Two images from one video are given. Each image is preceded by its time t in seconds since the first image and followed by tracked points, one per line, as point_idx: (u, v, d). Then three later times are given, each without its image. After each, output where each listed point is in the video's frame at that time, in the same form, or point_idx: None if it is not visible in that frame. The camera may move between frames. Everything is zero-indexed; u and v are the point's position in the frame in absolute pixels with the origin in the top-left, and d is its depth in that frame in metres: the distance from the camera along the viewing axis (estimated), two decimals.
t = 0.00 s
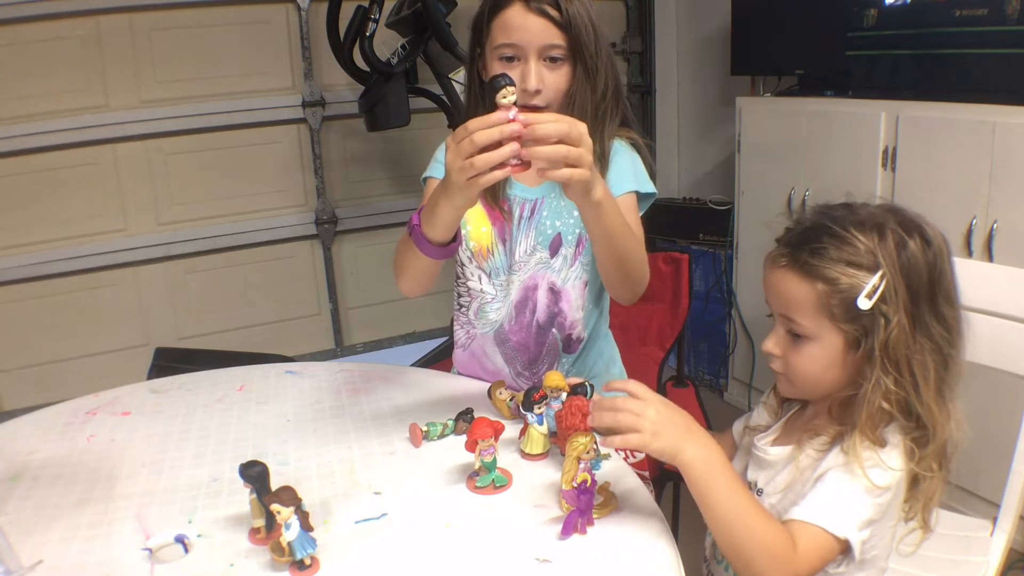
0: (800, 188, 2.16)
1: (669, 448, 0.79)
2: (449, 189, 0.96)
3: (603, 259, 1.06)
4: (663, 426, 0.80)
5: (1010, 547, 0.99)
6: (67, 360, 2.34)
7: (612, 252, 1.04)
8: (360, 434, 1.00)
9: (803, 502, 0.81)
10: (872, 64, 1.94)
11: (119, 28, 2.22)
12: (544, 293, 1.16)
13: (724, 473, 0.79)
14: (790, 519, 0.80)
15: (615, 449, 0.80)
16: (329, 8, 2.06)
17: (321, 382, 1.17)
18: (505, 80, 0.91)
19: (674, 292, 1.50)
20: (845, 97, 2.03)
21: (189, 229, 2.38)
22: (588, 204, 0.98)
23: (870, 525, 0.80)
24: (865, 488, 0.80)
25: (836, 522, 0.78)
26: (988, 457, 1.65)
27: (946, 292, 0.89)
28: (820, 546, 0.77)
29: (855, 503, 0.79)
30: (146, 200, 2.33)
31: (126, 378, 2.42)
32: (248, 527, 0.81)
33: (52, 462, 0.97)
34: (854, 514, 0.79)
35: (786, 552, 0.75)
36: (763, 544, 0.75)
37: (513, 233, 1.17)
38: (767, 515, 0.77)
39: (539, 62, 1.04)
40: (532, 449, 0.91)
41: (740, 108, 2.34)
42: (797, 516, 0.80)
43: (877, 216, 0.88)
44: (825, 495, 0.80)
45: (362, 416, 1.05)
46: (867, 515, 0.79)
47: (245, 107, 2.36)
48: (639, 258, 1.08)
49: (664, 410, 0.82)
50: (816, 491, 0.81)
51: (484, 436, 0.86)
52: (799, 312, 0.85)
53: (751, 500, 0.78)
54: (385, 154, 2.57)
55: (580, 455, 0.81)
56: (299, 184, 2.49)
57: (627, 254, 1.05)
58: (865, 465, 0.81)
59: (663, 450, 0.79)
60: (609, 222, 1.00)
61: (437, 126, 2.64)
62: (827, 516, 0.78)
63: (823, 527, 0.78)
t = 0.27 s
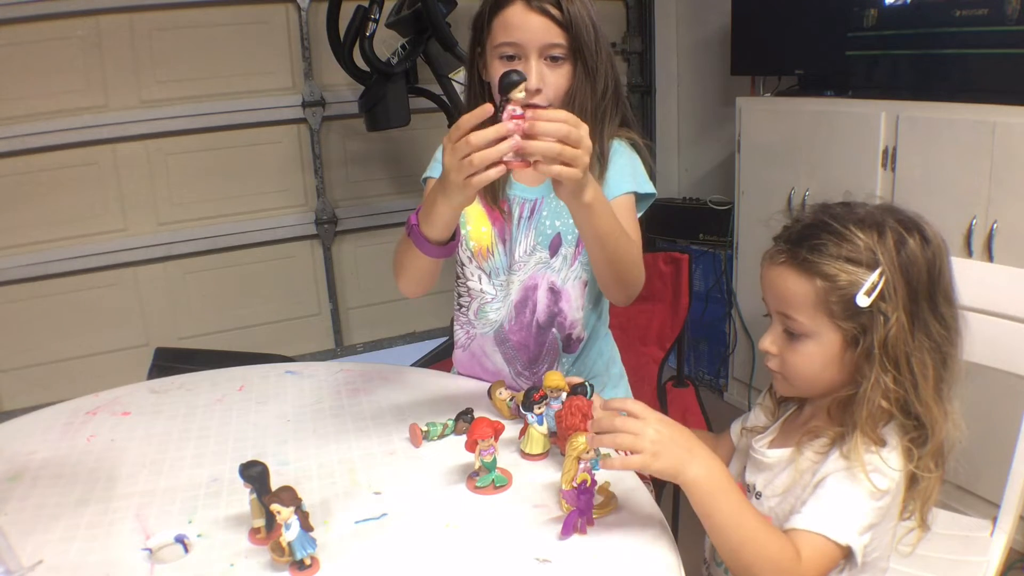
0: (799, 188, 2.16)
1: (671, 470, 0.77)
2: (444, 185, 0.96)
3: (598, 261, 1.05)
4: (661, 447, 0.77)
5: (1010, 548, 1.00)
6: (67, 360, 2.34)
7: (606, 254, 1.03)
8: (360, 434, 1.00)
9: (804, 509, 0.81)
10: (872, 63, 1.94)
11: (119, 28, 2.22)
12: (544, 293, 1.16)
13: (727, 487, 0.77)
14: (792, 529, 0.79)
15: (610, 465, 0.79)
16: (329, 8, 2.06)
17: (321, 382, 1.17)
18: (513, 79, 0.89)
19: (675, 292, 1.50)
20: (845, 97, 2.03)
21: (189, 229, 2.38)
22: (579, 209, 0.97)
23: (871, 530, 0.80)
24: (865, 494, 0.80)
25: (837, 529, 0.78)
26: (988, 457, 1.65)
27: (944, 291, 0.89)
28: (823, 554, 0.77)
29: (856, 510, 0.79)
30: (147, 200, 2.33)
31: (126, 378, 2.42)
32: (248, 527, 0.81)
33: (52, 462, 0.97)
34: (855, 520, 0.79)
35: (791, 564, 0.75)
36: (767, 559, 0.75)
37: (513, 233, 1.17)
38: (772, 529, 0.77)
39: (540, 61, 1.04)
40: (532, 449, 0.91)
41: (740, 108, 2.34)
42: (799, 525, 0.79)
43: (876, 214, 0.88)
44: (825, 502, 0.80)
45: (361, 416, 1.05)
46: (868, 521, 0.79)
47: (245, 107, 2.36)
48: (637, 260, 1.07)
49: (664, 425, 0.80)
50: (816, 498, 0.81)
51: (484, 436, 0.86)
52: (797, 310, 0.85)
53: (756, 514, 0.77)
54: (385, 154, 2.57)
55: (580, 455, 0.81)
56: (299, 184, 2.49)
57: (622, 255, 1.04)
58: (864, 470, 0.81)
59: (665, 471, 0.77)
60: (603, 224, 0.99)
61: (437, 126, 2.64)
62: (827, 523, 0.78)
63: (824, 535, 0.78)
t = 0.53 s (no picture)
0: (799, 188, 2.16)
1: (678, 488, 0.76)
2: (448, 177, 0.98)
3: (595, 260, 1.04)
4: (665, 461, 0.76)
5: (1010, 547, 1.00)
6: (67, 361, 2.34)
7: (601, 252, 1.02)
8: (360, 434, 1.00)
9: (806, 516, 0.81)
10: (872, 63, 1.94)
11: (119, 28, 2.22)
12: (543, 293, 1.15)
13: (731, 498, 0.77)
14: (795, 536, 0.79)
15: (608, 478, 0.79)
16: (329, 8, 2.06)
17: (321, 382, 1.18)
18: (528, 73, 0.89)
19: (675, 292, 1.51)
20: (845, 97, 2.03)
21: (189, 229, 2.38)
22: (576, 206, 0.97)
23: (874, 533, 0.80)
24: (867, 498, 0.80)
25: (840, 535, 0.78)
26: (988, 457, 1.65)
27: (943, 292, 0.89)
28: (827, 560, 0.78)
29: (858, 514, 0.79)
30: (147, 200, 2.33)
31: (126, 377, 2.42)
32: (248, 527, 0.81)
33: (52, 462, 0.97)
34: (858, 525, 0.79)
35: (797, 574, 0.75)
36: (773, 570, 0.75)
37: (513, 234, 1.17)
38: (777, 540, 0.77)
39: (540, 59, 1.04)
40: (532, 448, 0.91)
41: (740, 108, 2.34)
42: (802, 531, 0.79)
43: (875, 214, 0.89)
44: (827, 508, 0.80)
45: (361, 416, 1.05)
46: (870, 525, 0.79)
47: (245, 107, 2.36)
48: (635, 261, 1.07)
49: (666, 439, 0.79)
50: (818, 504, 0.81)
51: (484, 436, 0.86)
52: (794, 309, 0.85)
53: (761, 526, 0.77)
54: (385, 154, 2.57)
55: (580, 455, 0.81)
56: (299, 184, 2.49)
57: (619, 253, 1.03)
58: (865, 473, 0.81)
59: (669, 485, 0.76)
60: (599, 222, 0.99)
61: (437, 126, 2.64)
62: (830, 529, 0.78)
63: (826, 541, 0.78)
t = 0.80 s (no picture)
0: (799, 188, 2.15)
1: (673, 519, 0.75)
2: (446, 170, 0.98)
3: (595, 259, 1.04)
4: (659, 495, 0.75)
5: (1010, 548, 1.00)
6: (67, 361, 2.34)
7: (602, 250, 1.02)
8: (360, 434, 1.00)
9: (808, 523, 0.80)
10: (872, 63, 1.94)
11: (119, 28, 2.22)
12: (544, 293, 1.15)
13: (727, 521, 0.76)
14: (798, 545, 0.78)
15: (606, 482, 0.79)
16: (329, 8, 2.06)
17: (321, 382, 1.18)
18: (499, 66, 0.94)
19: (675, 292, 1.51)
20: (845, 97, 2.03)
21: (190, 229, 2.38)
22: (575, 203, 0.97)
23: (876, 537, 0.80)
24: (869, 502, 0.80)
25: (843, 542, 0.77)
26: (987, 457, 1.66)
27: (947, 293, 0.90)
28: (830, 567, 0.77)
29: (860, 519, 0.79)
30: (146, 200, 2.33)
31: (126, 377, 2.42)
32: (248, 527, 0.81)
33: (52, 462, 0.97)
34: (860, 530, 0.78)
35: None
36: None
37: (513, 233, 1.17)
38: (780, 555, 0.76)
39: (539, 60, 1.05)
40: (532, 449, 0.91)
41: (740, 108, 2.34)
42: (805, 539, 0.78)
43: (882, 214, 0.88)
44: (829, 514, 0.79)
45: (362, 416, 1.05)
46: (872, 529, 0.79)
47: (245, 107, 2.36)
48: (637, 262, 1.06)
49: (658, 472, 0.77)
50: (819, 510, 0.80)
51: (484, 436, 0.85)
52: (801, 308, 0.84)
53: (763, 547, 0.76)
54: (385, 154, 2.57)
55: (580, 455, 0.82)
56: (299, 184, 2.49)
57: (620, 253, 1.03)
58: (866, 477, 0.81)
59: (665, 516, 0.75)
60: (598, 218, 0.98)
61: (437, 126, 2.64)
62: (832, 535, 0.78)
63: (829, 549, 0.77)
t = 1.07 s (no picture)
0: (799, 188, 2.15)
1: (654, 555, 0.73)
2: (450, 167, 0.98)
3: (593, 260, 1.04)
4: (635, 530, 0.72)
5: (1009, 547, 1.01)
6: (67, 361, 2.34)
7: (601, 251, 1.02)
8: (360, 434, 1.00)
9: (806, 531, 0.79)
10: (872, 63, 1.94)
11: (119, 28, 2.22)
12: (544, 292, 1.15)
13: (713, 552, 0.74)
14: (797, 554, 0.78)
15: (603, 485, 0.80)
16: (329, 8, 2.06)
17: (320, 382, 1.18)
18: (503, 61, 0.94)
19: (674, 292, 1.51)
20: (845, 97, 2.03)
21: (190, 228, 2.38)
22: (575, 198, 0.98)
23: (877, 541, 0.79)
24: (869, 508, 0.78)
25: (843, 548, 0.76)
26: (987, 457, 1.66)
27: (947, 296, 0.90)
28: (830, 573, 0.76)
29: (862, 524, 0.78)
30: (146, 200, 2.33)
31: (126, 377, 2.42)
32: (248, 527, 0.81)
33: (52, 462, 0.97)
34: (861, 535, 0.77)
35: None
36: None
37: (514, 232, 1.17)
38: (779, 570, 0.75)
39: (539, 60, 1.05)
40: (532, 449, 0.91)
41: (740, 108, 2.34)
42: (805, 547, 0.77)
43: (884, 216, 0.88)
44: (828, 520, 0.78)
45: (362, 416, 1.05)
46: (873, 533, 0.78)
47: (245, 107, 2.36)
48: (636, 265, 1.06)
49: (636, 507, 0.74)
50: (819, 516, 0.79)
51: (484, 436, 0.86)
52: (803, 311, 0.84)
53: (756, 563, 0.75)
54: (385, 154, 2.57)
55: (581, 455, 0.82)
56: (299, 184, 2.50)
57: (619, 254, 1.03)
58: (867, 482, 0.80)
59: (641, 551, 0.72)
60: (597, 215, 0.99)
61: (437, 126, 2.64)
62: (833, 541, 0.77)
63: (830, 557, 0.76)
